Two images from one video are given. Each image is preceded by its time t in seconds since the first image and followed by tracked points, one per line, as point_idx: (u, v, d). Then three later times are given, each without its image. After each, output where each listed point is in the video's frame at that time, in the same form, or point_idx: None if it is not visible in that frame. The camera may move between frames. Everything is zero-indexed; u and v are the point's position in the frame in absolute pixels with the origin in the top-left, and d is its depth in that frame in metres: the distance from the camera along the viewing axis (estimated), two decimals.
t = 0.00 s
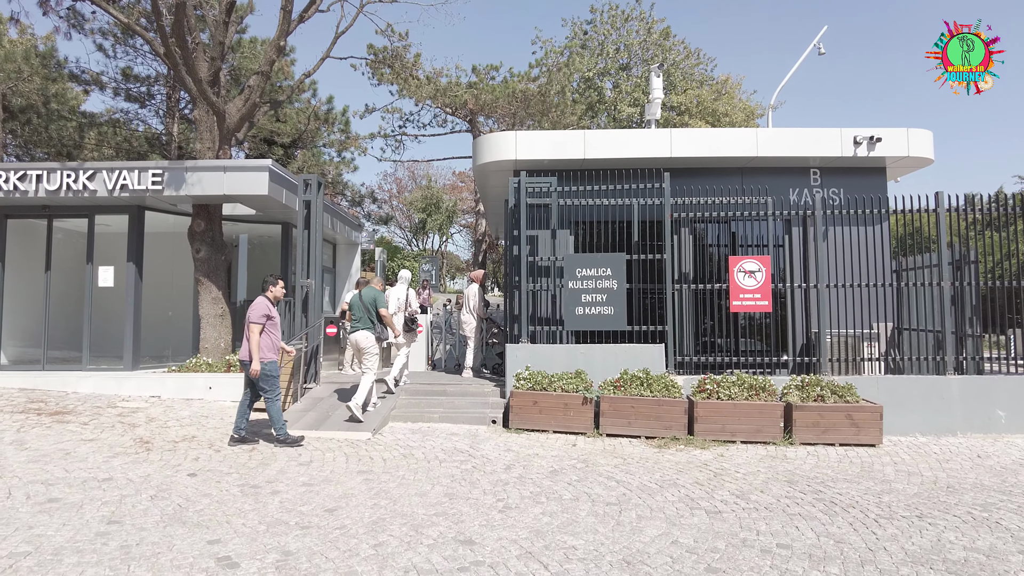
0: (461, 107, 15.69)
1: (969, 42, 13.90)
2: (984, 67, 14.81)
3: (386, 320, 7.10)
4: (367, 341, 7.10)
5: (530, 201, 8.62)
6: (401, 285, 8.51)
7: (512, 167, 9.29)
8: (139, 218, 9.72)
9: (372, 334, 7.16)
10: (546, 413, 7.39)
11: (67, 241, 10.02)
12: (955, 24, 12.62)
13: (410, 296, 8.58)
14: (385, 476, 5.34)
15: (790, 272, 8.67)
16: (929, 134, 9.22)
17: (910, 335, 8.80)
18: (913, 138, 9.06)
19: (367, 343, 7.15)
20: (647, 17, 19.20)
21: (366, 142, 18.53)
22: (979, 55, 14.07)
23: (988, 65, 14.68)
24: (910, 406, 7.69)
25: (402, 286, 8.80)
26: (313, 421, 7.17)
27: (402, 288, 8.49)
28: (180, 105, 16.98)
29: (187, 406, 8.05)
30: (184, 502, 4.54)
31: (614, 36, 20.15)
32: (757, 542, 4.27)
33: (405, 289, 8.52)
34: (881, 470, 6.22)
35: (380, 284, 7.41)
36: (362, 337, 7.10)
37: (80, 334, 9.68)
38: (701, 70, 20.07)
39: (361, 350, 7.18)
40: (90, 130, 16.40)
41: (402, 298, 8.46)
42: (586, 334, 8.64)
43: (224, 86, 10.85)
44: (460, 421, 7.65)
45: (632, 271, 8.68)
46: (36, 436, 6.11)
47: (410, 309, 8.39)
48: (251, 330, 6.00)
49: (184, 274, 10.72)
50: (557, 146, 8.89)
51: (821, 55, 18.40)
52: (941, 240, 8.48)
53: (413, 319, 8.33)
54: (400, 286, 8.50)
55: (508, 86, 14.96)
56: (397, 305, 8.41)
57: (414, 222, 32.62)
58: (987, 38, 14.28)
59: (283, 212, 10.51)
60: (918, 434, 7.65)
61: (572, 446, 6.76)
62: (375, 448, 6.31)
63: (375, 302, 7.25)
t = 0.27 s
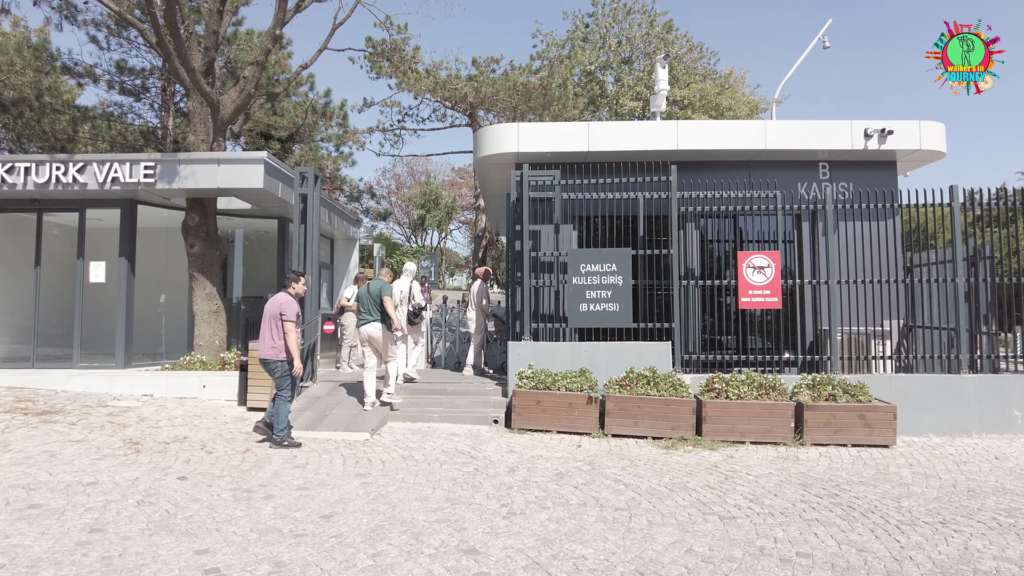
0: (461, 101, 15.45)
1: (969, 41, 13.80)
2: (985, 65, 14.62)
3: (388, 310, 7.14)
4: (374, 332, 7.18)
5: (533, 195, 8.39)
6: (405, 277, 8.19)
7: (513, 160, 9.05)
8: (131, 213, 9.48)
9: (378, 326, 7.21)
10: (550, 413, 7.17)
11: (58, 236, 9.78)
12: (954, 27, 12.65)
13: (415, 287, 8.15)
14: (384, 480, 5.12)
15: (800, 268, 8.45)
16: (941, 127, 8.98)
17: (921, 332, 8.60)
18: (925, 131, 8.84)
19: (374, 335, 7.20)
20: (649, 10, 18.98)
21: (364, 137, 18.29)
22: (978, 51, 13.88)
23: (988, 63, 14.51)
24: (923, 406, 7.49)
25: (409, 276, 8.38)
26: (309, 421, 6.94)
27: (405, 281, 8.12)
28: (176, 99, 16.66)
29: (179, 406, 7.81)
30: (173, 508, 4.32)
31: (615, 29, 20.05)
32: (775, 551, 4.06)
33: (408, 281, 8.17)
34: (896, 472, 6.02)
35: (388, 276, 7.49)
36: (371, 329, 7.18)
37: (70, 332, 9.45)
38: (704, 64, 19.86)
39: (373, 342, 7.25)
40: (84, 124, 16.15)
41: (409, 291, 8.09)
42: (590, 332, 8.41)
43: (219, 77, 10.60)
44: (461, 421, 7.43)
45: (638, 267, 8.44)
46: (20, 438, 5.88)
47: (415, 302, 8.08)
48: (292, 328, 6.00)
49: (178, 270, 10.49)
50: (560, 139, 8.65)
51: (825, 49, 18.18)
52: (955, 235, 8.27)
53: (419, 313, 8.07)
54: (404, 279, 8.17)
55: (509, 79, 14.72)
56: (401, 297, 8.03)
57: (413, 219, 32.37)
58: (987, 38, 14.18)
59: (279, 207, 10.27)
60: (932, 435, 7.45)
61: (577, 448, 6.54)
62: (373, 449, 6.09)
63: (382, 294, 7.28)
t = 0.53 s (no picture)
0: (464, 96, 15.20)
1: (971, 44, 13.17)
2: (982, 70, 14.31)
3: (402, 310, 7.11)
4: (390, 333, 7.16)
5: (540, 191, 8.13)
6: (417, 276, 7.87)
7: (518, 155, 8.79)
8: (125, 208, 9.22)
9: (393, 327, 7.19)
10: (557, 417, 6.92)
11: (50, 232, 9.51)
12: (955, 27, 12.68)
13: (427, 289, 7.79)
14: (387, 490, 4.87)
15: (815, 268, 8.20)
16: (959, 123, 8.72)
17: (938, 334, 8.36)
18: (943, 127, 8.58)
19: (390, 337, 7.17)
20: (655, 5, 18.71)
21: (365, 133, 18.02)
22: (980, 52, 13.31)
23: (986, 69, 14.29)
24: (943, 411, 7.26)
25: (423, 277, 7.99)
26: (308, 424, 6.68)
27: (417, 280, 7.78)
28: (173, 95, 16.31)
29: (174, 408, 7.56)
30: (163, 520, 4.07)
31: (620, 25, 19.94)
32: (804, 569, 3.81)
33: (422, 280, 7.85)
34: (921, 481, 5.77)
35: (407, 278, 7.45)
36: (387, 331, 7.16)
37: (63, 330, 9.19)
38: (710, 60, 19.63)
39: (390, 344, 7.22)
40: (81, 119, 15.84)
41: (420, 293, 7.72)
42: (598, 332, 8.15)
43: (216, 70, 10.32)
44: (465, 425, 7.17)
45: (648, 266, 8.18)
46: (6, 442, 5.63)
47: (426, 305, 7.71)
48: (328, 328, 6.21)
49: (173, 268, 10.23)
50: (567, 133, 8.38)
51: (834, 45, 17.86)
52: (976, 235, 8.01)
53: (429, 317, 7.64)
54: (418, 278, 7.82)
55: (513, 74, 14.45)
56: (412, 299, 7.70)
57: (414, 217, 32.11)
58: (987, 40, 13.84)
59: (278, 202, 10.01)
60: (953, 441, 7.20)
61: (587, 454, 6.29)
62: (375, 456, 5.84)
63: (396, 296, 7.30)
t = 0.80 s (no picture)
0: (464, 94, 14.96)
1: (969, 44, 12.16)
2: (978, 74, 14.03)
3: (420, 305, 7.13)
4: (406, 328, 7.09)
5: (544, 190, 7.90)
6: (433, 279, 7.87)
7: (521, 153, 8.55)
8: (118, 206, 8.99)
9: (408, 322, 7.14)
10: (562, 424, 6.70)
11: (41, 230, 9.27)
12: (958, 29, 12.52)
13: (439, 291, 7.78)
14: (387, 503, 4.63)
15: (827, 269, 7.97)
16: (974, 121, 8.50)
17: (952, 338, 8.15)
18: (958, 127, 8.37)
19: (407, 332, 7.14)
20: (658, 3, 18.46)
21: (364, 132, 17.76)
22: (979, 52, 12.27)
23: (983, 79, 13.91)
24: (960, 419, 7.06)
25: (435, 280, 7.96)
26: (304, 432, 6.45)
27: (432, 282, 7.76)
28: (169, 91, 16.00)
29: (167, 413, 7.32)
30: (150, 536, 3.84)
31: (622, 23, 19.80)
32: None
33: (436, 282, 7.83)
34: (942, 493, 5.54)
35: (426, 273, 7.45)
36: (402, 324, 7.10)
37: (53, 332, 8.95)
38: (714, 58, 19.37)
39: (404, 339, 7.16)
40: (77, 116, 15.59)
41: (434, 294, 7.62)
42: (605, 336, 7.93)
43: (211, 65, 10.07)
44: (467, 432, 6.94)
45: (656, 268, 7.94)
46: None
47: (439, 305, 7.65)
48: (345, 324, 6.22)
49: (167, 268, 10.00)
50: (572, 130, 8.14)
51: (839, 44, 17.58)
52: (995, 237, 7.81)
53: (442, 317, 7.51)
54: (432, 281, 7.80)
55: (514, 72, 14.21)
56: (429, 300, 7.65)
57: (413, 217, 31.85)
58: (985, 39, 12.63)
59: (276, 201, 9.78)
60: (971, 448, 7.04)
61: (594, 463, 6.06)
62: (374, 465, 5.60)
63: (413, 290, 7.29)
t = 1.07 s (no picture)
0: (459, 90, 14.69)
1: (969, 43, 11.96)
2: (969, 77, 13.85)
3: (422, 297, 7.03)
4: (409, 319, 7.03)
5: (544, 186, 7.65)
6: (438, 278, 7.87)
7: (519, 148, 8.31)
8: (103, 202, 8.68)
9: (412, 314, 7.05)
10: (563, 428, 6.45)
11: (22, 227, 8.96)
12: (957, 29, 12.31)
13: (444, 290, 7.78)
14: (381, 513, 4.37)
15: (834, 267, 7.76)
16: (983, 116, 8.31)
17: (961, 338, 7.95)
18: (967, 121, 8.17)
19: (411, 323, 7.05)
20: None
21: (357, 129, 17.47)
22: (979, 52, 12.03)
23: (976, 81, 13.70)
24: (971, 421, 6.86)
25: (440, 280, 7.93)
26: (294, 437, 6.17)
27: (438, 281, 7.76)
28: (158, 86, 15.68)
29: (151, 417, 7.03)
30: (125, 551, 3.57)
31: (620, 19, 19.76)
32: None
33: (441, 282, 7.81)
34: (960, 499, 5.32)
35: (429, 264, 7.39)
36: (406, 316, 7.03)
37: (35, 332, 8.64)
38: (712, 55, 19.17)
39: (406, 332, 7.12)
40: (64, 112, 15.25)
41: (438, 292, 7.65)
42: (606, 336, 7.69)
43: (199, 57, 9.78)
44: (464, 436, 6.69)
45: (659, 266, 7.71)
46: None
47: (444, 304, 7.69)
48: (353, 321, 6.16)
49: (153, 266, 9.71)
50: (572, 124, 7.90)
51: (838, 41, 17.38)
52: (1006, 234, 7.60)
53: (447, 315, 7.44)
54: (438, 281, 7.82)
55: (511, 66, 13.95)
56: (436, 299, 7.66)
57: (407, 216, 31.53)
58: (988, 38, 12.03)
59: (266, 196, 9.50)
60: (982, 452, 6.84)
61: (597, 469, 5.82)
62: (366, 471, 5.35)
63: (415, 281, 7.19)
